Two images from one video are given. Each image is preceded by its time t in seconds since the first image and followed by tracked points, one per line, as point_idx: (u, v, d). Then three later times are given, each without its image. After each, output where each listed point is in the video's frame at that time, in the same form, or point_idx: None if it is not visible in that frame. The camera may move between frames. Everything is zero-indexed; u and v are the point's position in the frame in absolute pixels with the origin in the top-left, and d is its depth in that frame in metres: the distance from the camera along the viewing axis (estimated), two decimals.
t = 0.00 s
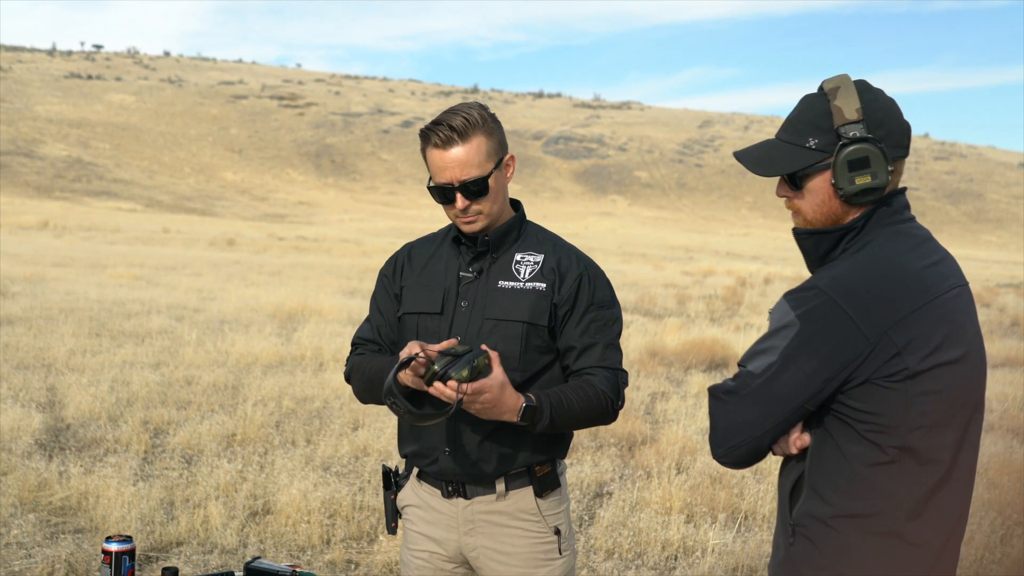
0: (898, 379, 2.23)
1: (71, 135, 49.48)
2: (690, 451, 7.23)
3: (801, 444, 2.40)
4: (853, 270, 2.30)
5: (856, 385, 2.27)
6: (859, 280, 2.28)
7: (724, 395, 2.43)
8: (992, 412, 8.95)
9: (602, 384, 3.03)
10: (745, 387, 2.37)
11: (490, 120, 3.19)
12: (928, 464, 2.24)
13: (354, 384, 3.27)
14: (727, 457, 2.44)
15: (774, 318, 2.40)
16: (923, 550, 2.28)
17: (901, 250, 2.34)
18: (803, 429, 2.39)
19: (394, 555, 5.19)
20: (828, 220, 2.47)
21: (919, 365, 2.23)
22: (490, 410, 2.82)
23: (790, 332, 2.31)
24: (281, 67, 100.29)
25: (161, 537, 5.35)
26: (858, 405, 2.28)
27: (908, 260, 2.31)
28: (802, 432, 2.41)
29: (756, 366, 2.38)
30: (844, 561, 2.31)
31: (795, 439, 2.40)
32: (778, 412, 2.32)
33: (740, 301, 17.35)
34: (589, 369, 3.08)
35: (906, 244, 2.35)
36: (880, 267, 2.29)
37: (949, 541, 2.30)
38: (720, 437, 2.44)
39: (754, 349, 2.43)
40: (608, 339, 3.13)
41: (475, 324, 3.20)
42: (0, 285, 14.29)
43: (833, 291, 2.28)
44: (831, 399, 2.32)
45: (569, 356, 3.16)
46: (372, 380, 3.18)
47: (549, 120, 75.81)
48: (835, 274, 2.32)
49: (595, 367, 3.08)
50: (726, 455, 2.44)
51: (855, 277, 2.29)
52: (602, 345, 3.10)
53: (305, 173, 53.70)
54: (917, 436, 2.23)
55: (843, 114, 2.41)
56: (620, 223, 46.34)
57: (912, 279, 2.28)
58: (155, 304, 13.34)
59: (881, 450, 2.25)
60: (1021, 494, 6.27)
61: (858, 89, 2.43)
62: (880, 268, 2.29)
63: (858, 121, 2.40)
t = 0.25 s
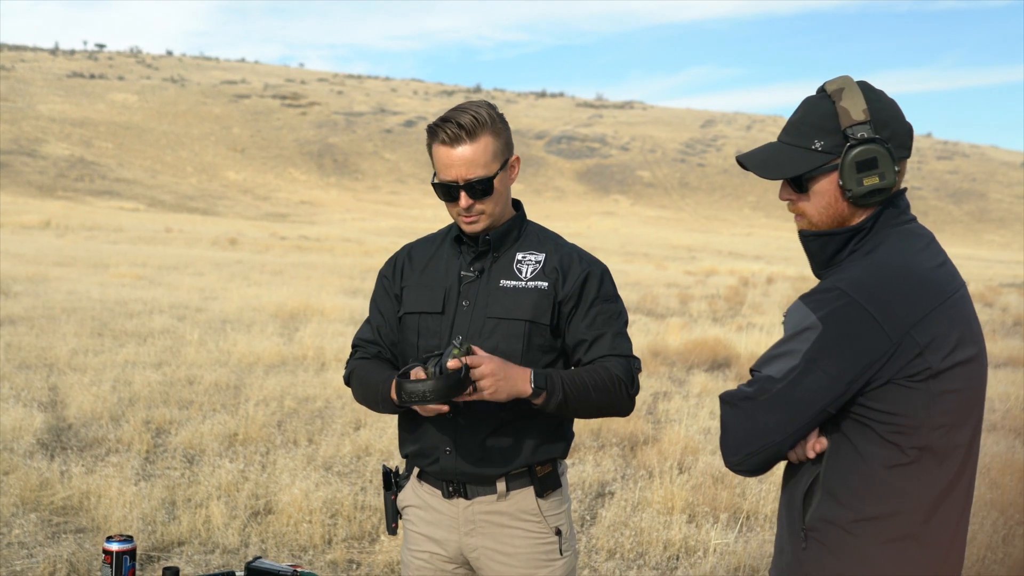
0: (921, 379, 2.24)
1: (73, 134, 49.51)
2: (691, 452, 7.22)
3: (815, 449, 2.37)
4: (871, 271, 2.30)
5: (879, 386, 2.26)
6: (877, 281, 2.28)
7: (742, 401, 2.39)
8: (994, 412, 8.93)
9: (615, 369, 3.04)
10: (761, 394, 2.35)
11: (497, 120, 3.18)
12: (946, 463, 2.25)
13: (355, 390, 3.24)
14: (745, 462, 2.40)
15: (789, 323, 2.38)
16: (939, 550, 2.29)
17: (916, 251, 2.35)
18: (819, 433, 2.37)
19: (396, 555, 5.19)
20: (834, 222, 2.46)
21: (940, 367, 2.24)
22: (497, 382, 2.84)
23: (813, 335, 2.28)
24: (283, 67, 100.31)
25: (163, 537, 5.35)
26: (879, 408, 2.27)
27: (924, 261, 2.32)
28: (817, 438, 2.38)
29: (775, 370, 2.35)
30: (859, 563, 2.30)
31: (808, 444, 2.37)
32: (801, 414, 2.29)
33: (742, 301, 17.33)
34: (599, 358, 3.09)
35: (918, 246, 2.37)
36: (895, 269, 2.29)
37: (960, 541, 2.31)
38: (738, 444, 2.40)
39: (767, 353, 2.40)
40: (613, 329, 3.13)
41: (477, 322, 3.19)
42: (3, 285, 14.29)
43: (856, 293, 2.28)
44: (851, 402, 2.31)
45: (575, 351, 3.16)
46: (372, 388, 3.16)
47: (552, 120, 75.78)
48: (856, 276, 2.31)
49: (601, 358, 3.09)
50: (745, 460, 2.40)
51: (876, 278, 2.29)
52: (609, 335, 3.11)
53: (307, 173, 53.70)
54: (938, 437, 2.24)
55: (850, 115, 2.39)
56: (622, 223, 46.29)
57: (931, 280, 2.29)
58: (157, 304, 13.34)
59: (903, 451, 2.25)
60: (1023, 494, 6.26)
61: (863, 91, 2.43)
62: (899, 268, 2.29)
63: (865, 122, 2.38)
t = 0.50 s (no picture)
0: (930, 384, 2.23)
1: (75, 135, 49.57)
2: (693, 453, 7.22)
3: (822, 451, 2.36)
4: (882, 275, 2.30)
5: (887, 390, 2.25)
6: (887, 283, 2.28)
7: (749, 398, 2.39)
8: (995, 413, 8.93)
9: (601, 362, 3.04)
10: (769, 393, 2.35)
11: (516, 122, 3.19)
12: (952, 470, 2.25)
13: (356, 394, 3.23)
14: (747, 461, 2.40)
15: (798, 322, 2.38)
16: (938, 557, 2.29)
17: (926, 256, 2.34)
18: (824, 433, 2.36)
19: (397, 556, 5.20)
20: (846, 223, 2.46)
21: (948, 373, 2.24)
22: (482, 340, 2.81)
23: (823, 336, 2.28)
24: (285, 67, 100.45)
25: (163, 538, 5.34)
26: (886, 411, 2.26)
27: (935, 266, 2.32)
28: (823, 439, 2.37)
29: (782, 370, 2.35)
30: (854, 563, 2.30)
31: (814, 446, 2.37)
32: (807, 415, 2.29)
33: (744, 302, 17.34)
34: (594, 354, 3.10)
35: (929, 251, 2.36)
36: (907, 272, 2.29)
37: (960, 548, 2.31)
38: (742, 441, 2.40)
39: (777, 353, 2.39)
40: (609, 326, 3.15)
41: (481, 323, 3.19)
42: (4, 286, 14.30)
43: (867, 295, 2.27)
44: (857, 405, 2.30)
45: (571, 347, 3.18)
46: (374, 391, 3.14)
47: (553, 121, 75.84)
48: (866, 278, 2.31)
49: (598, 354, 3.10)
50: (748, 459, 2.40)
51: (887, 281, 2.29)
52: (603, 331, 3.12)
53: (309, 174, 53.76)
54: (944, 443, 2.24)
55: (874, 115, 2.38)
56: (624, 224, 46.31)
57: (941, 286, 2.29)
58: (158, 305, 13.36)
59: (908, 455, 2.24)
60: None
61: (887, 93, 2.42)
62: (910, 272, 2.29)
63: (888, 123, 2.38)
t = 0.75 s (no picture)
0: (938, 383, 2.24)
1: (76, 137, 49.58)
2: (694, 454, 7.21)
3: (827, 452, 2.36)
4: (892, 275, 2.29)
5: (897, 390, 2.25)
6: (897, 283, 2.28)
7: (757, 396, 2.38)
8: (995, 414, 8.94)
9: (601, 360, 3.04)
10: (777, 393, 2.34)
11: (527, 126, 3.21)
12: (959, 470, 2.26)
13: (357, 396, 3.23)
14: (754, 461, 2.39)
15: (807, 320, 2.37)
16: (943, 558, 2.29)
17: (934, 256, 2.34)
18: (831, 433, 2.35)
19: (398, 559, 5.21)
20: (851, 222, 2.45)
21: (955, 373, 2.25)
22: (482, 334, 2.83)
23: (832, 335, 2.27)
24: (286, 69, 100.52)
25: (164, 540, 5.35)
26: (895, 411, 2.26)
27: (943, 266, 2.32)
28: (828, 441, 2.36)
29: (791, 369, 2.34)
30: (862, 562, 2.30)
31: (818, 446, 2.36)
32: (816, 414, 2.28)
33: (745, 303, 17.35)
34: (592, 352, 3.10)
35: (936, 251, 2.36)
36: (916, 271, 2.30)
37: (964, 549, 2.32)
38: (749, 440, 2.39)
39: (785, 353, 2.39)
40: (609, 327, 3.16)
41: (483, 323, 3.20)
42: (5, 288, 14.30)
43: (877, 295, 2.27)
44: (866, 406, 2.30)
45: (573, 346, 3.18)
46: (376, 391, 3.13)
47: (554, 122, 75.85)
48: (874, 278, 2.31)
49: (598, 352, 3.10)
50: (755, 458, 2.38)
51: (895, 280, 2.29)
52: (602, 330, 3.13)
53: (310, 175, 53.79)
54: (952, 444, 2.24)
55: (883, 116, 2.38)
56: (625, 225, 46.32)
57: (948, 287, 2.29)
58: (159, 306, 13.36)
59: (916, 456, 2.25)
60: None
61: (898, 95, 2.43)
62: (918, 272, 2.29)
63: (897, 124, 2.38)
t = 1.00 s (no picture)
0: (932, 385, 2.22)
1: (78, 138, 49.60)
2: (695, 455, 7.20)
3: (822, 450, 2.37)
4: (887, 276, 2.29)
5: (889, 391, 2.25)
6: (889, 284, 2.28)
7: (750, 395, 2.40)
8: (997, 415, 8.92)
9: (608, 363, 3.04)
10: (771, 391, 2.35)
11: (531, 130, 3.20)
12: (953, 473, 2.24)
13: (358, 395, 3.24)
14: (747, 458, 2.42)
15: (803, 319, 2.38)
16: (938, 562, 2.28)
17: (931, 258, 2.33)
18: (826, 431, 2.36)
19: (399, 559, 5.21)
20: (853, 223, 2.45)
21: (949, 376, 2.23)
22: (488, 341, 2.81)
23: (826, 336, 2.28)
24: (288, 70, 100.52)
25: (165, 540, 5.35)
26: (887, 413, 2.26)
27: (940, 268, 2.31)
28: (823, 439, 2.37)
29: (785, 368, 2.35)
30: (857, 564, 2.30)
31: (815, 445, 2.37)
32: (807, 414, 2.29)
33: (746, 305, 17.33)
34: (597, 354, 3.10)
35: (936, 252, 2.35)
36: (910, 273, 2.29)
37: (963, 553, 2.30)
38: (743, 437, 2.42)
39: (782, 352, 2.40)
40: (613, 329, 3.15)
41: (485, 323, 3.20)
42: (6, 289, 14.30)
43: (867, 296, 2.27)
44: (859, 407, 2.30)
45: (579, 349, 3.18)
46: (377, 389, 3.14)
47: (556, 123, 75.83)
48: (867, 279, 2.31)
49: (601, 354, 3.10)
50: (749, 455, 2.41)
51: (889, 280, 2.28)
52: (607, 332, 3.13)
53: (311, 176, 53.79)
54: (944, 445, 2.23)
55: (885, 117, 2.38)
56: (627, 227, 46.28)
57: (944, 289, 2.28)
58: (161, 307, 13.37)
59: (909, 458, 2.24)
60: None
61: (904, 95, 2.41)
62: (912, 273, 2.29)
63: (900, 125, 2.37)
